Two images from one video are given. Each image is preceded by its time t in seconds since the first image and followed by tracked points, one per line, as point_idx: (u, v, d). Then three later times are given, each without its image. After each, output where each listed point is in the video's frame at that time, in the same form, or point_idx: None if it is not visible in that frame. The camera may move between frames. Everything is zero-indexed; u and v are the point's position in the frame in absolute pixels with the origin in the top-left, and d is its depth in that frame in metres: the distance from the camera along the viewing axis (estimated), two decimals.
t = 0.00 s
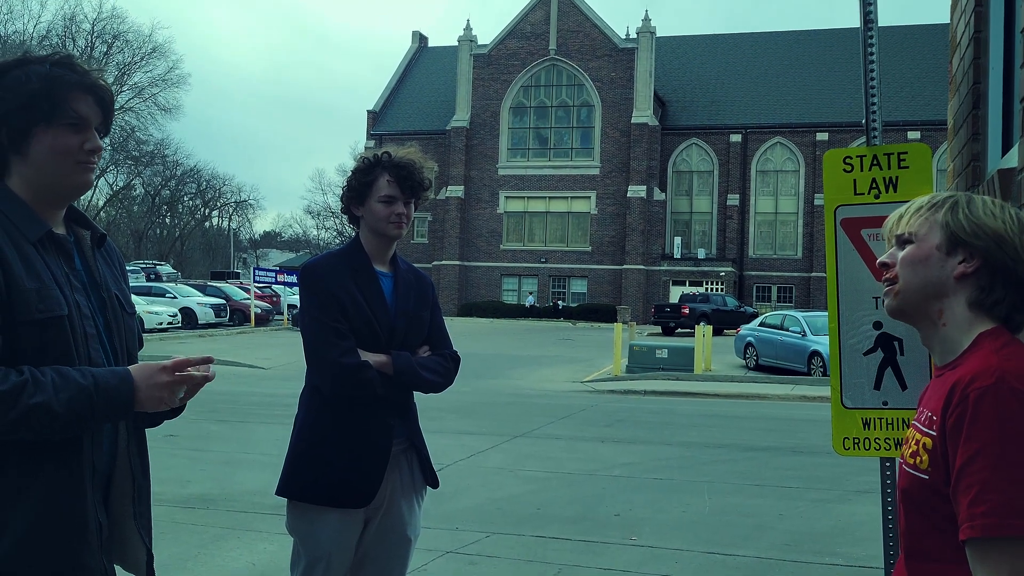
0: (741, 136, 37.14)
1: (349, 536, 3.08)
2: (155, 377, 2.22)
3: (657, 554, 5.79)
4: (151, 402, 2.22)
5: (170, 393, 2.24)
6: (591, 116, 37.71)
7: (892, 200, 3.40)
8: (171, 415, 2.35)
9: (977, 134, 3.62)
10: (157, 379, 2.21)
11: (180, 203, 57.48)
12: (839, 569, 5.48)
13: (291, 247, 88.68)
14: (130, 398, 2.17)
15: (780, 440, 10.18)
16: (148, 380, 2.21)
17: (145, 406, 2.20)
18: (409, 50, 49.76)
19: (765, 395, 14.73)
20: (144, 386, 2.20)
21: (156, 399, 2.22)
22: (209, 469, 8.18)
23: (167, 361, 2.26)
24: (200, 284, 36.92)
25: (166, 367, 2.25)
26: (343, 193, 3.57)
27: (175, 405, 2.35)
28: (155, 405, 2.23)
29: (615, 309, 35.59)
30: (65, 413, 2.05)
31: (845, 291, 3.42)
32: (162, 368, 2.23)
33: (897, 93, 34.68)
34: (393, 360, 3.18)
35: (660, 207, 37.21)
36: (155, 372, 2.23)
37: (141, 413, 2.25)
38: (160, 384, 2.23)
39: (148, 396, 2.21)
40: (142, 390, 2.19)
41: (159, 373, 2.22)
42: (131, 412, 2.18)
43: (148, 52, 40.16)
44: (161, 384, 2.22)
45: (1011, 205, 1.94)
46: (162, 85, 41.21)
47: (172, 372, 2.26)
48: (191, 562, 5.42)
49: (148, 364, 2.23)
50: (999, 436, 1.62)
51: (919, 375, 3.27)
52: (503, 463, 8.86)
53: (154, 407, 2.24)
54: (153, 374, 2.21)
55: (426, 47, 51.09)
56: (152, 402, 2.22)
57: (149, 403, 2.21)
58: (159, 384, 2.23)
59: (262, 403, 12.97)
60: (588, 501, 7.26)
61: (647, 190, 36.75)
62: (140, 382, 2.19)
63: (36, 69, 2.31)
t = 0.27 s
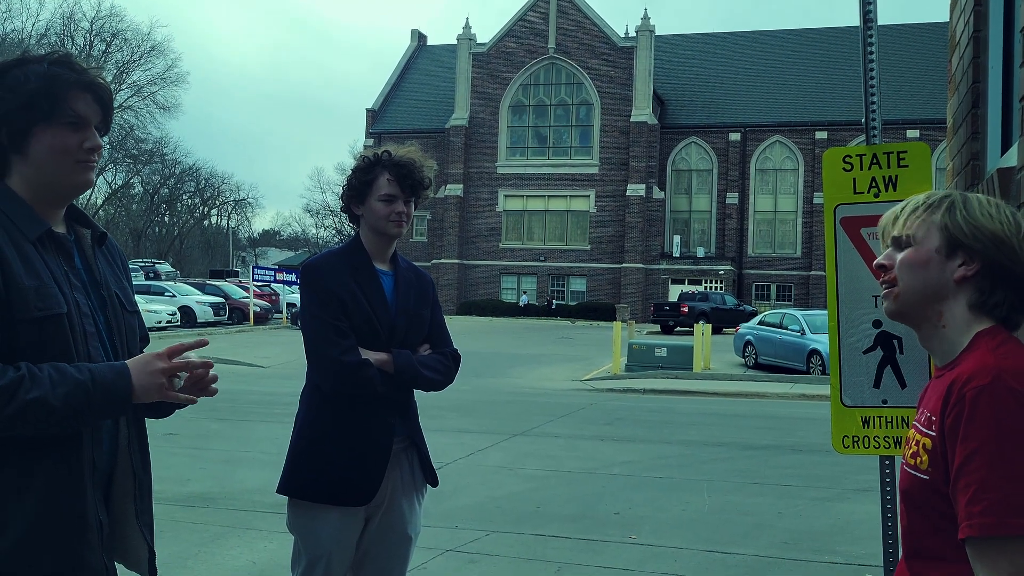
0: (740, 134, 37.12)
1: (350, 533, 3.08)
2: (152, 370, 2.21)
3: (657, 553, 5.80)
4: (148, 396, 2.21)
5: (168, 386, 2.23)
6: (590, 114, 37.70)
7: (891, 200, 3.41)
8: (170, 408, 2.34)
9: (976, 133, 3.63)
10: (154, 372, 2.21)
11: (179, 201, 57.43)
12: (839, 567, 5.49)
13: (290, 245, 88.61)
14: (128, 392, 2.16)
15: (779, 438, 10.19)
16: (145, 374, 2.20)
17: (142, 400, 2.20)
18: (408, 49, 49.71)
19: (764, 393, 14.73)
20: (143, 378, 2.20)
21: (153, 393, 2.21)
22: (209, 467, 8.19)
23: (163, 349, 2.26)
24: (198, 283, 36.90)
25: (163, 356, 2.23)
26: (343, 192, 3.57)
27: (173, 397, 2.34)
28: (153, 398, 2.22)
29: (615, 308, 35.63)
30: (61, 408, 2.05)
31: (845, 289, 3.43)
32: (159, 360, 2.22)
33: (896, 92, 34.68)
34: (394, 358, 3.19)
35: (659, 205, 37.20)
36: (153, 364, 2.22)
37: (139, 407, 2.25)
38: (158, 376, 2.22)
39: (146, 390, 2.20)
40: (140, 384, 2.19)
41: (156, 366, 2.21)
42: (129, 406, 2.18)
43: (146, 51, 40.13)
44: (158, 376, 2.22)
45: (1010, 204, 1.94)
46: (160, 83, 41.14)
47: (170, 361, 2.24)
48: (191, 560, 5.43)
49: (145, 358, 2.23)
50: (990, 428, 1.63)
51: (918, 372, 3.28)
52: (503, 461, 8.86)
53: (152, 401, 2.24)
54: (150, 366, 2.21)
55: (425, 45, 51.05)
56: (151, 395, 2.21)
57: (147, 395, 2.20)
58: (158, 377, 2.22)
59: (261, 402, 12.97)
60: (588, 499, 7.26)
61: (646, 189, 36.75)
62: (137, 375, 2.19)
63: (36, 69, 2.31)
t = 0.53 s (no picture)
0: (740, 134, 37.11)
1: (351, 533, 3.08)
2: (154, 371, 2.21)
3: (658, 553, 5.79)
4: (150, 397, 2.21)
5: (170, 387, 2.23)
6: (590, 114, 37.70)
7: (892, 200, 3.42)
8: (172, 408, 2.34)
9: (977, 133, 3.63)
10: (156, 374, 2.21)
11: (179, 201, 57.41)
12: (839, 567, 5.49)
13: (289, 245, 88.60)
14: (128, 392, 2.17)
15: (780, 438, 10.19)
16: (146, 374, 2.21)
17: (143, 400, 2.20)
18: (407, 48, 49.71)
19: (764, 393, 14.73)
20: (143, 378, 2.19)
21: (156, 394, 2.21)
22: (209, 467, 8.19)
23: (166, 353, 2.26)
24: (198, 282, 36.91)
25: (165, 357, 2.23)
26: (343, 191, 3.57)
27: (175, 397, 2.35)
28: (154, 399, 2.22)
29: (615, 308, 35.64)
30: (61, 408, 2.05)
31: (846, 289, 3.42)
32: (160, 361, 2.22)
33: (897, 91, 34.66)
34: (394, 358, 3.19)
35: (660, 205, 37.18)
36: (154, 364, 2.22)
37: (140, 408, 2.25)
38: (160, 377, 2.22)
39: (146, 390, 2.20)
40: (141, 384, 2.19)
41: (158, 367, 2.21)
42: (130, 406, 2.18)
43: (146, 50, 40.12)
44: (160, 378, 2.21)
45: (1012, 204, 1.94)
46: (160, 83, 41.10)
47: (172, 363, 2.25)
48: (191, 560, 5.44)
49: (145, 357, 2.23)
50: (990, 425, 1.62)
51: (919, 373, 3.28)
52: (503, 462, 8.86)
53: (154, 402, 2.23)
54: (152, 366, 2.21)
55: (425, 45, 51.03)
56: (152, 396, 2.21)
57: (148, 395, 2.20)
58: (161, 377, 2.22)
59: (261, 402, 12.96)
60: (588, 499, 7.26)
61: (646, 189, 36.74)
62: (137, 375, 2.19)
63: (37, 68, 2.31)
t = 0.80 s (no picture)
0: (741, 135, 37.14)
1: (353, 534, 3.09)
2: (158, 373, 2.22)
3: (659, 554, 5.80)
4: (153, 398, 2.22)
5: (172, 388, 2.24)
6: (591, 115, 37.71)
7: (893, 201, 3.43)
8: (175, 411, 2.35)
9: (977, 136, 3.64)
10: (160, 374, 2.22)
11: (179, 202, 57.43)
12: (840, 568, 5.50)
13: (290, 247, 88.60)
14: (131, 395, 2.17)
15: (781, 439, 10.20)
16: (149, 375, 2.21)
17: (145, 402, 2.21)
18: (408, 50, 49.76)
19: (765, 394, 14.73)
20: (147, 380, 2.20)
21: (158, 394, 2.22)
22: (210, 468, 8.20)
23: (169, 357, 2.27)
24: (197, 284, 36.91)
25: (167, 361, 2.25)
26: (344, 193, 3.58)
27: (178, 400, 2.35)
28: (156, 401, 2.23)
29: (616, 309, 35.65)
30: (63, 409, 2.06)
31: (845, 289, 3.43)
32: (164, 362, 2.23)
33: (897, 92, 34.69)
34: (395, 360, 3.19)
35: (660, 206, 37.18)
36: (155, 367, 2.22)
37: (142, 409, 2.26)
38: (163, 380, 2.23)
39: (148, 392, 2.20)
40: (143, 385, 2.20)
41: (162, 367, 2.23)
42: (133, 409, 2.19)
43: (146, 52, 40.14)
44: (164, 378, 2.23)
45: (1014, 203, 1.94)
46: (160, 84, 41.13)
47: (174, 368, 2.25)
48: (192, 562, 5.44)
49: (147, 361, 2.23)
50: (985, 423, 1.63)
51: (919, 373, 3.29)
52: (503, 463, 8.87)
53: (157, 403, 2.24)
54: (155, 369, 2.22)
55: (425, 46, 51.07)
56: (154, 398, 2.22)
57: (151, 399, 2.21)
58: (163, 381, 2.23)
59: (262, 403, 12.98)
60: (589, 500, 7.26)
61: (647, 190, 36.75)
62: (141, 377, 2.19)
63: (43, 72, 2.33)
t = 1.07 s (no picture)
0: (740, 137, 37.15)
1: (353, 537, 3.10)
2: (164, 379, 2.23)
3: (658, 556, 5.80)
4: (160, 404, 2.23)
5: (179, 395, 2.25)
6: (591, 117, 37.72)
7: (892, 204, 3.43)
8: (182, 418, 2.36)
9: (976, 139, 3.65)
10: (167, 381, 2.23)
11: (179, 204, 57.42)
12: (839, 570, 5.50)
13: (290, 249, 88.61)
14: (139, 401, 2.18)
15: (781, 441, 10.20)
16: (156, 382, 2.22)
17: (153, 409, 2.22)
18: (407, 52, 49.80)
19: (765, 397, 14.74)
20: (154, 386, 2.21)
21: (165, 401, 2.23)
22: (211, 470, 8.20)
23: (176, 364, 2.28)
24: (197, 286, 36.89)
25: (175, 369, 2.26)
26: (345, 197, 3.59)
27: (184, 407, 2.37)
28: (165, 409, 2.24)
29: (615, 311, 35.65)
30: (73, 415, 2.07)
31: (845, 292, 3.44)
32: (171, 369, 2.24)
33: (897, 95, 34.71)
34: (396, 362, 3.20)
35: (660, 208, 37.18)
36: (164, 375, 2.24)
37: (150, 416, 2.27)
38: (171, 388, 2.24)
39: (157, 398, 2.22)
40: (151, 392, 2.21)
41: (169, 375, 2.24)
42: (140, 414, 2.19)
43: (147, 54, 40.16)
44: (171, 385, 2.24)
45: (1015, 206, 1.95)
46: (160, 87, 41.15)
47: (181, 376, 2.27)
48: (193, 564, 5.45)
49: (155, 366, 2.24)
50: (989, 426, 1.64)
51: (918, 376, 3.30)
52: (503, 465, 8.88)
53: (166, 410, 2.26)
54: (163, 377, 2.23)
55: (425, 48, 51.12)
56: (162, 403, 2.23)
57: (158, 405, 2.22)
58: (170, 388, 2.24)
59: (262, 406, 12.98)
60: (589, 503, 7.26)
61: (646, 192, 36.78)
62: (149, 384, 2.21)
63: (46, 74, 2.33)
